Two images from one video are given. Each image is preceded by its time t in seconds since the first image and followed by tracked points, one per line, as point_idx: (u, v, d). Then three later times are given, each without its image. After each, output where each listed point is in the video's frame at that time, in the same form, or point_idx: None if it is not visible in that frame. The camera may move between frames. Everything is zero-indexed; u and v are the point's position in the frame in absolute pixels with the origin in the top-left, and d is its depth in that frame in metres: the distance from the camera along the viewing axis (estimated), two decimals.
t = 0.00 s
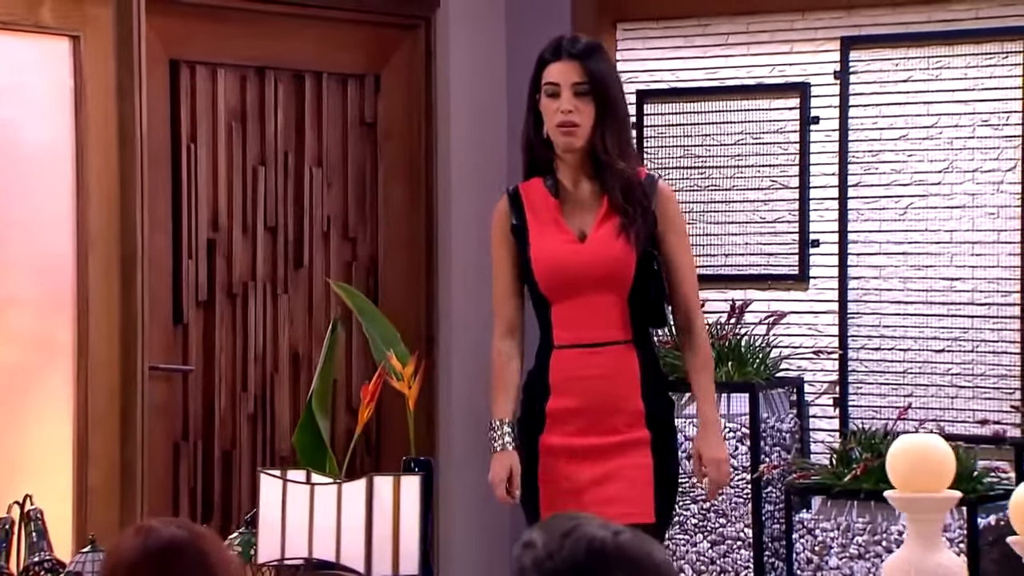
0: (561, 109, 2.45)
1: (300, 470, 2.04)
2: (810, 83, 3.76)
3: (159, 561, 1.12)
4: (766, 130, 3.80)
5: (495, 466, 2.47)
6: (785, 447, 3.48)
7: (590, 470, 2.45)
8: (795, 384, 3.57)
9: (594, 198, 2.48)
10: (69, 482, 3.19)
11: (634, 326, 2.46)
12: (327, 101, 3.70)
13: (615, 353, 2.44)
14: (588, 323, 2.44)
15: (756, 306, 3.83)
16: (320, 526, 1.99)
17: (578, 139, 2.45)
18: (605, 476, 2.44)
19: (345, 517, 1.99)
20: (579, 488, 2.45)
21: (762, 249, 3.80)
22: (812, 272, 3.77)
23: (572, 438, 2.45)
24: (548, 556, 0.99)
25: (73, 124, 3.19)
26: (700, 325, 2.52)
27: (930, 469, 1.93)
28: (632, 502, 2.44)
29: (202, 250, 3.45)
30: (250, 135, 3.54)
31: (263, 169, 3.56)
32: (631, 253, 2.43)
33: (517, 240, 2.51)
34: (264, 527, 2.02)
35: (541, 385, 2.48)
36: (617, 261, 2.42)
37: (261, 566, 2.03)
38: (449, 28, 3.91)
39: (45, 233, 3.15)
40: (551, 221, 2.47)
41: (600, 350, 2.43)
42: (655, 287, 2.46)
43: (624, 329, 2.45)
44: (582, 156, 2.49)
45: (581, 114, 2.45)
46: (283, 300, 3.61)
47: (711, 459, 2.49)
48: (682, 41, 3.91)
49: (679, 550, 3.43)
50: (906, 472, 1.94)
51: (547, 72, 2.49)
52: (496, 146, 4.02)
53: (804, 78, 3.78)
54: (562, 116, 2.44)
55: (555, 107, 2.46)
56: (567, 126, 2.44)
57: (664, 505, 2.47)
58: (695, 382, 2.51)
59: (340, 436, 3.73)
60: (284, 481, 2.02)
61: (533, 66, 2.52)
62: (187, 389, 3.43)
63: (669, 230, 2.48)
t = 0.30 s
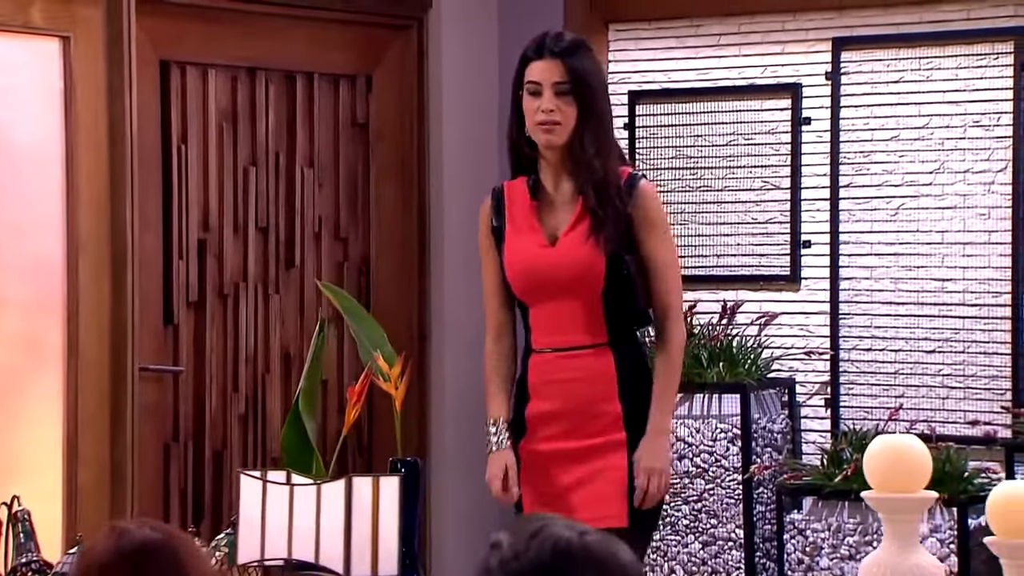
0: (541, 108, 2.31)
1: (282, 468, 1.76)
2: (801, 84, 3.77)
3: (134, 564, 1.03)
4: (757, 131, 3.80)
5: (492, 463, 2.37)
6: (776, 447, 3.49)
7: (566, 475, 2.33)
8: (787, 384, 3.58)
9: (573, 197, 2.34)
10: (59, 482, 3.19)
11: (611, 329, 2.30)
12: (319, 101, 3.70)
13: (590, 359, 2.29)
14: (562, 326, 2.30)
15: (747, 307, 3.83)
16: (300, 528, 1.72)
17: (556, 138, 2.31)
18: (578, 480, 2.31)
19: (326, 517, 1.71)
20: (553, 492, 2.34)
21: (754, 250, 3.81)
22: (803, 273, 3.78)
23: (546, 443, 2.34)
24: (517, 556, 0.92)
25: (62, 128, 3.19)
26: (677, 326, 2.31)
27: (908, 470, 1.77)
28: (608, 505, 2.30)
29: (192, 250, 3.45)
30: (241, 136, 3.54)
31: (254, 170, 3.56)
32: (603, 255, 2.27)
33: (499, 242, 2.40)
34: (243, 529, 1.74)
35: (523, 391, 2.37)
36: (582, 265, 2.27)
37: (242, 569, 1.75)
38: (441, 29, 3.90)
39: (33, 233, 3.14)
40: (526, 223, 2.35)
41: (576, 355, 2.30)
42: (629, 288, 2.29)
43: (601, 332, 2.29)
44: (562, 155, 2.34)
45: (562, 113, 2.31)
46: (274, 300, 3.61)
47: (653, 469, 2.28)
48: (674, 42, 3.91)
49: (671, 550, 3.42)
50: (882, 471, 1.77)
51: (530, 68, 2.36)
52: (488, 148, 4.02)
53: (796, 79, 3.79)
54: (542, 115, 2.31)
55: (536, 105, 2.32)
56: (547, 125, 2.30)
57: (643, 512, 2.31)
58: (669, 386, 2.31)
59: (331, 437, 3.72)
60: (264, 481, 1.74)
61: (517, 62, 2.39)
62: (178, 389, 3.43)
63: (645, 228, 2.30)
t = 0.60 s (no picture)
0: (536, 104, 2.27)
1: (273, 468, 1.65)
2: (800, 85, 3.77)
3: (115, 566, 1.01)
4: (756, 132, 3.80)
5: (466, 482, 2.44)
6: (775, 448, 3.48)
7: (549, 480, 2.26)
8: (787, 386, 3.57)
9: (566, 196, 2.28)
10: (57, 481, 3.20)
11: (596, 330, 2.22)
12: (318, 103, 3.70)
13: (574, 359, 2.23)
14: (546, 325, 2.25)
15: (747, 308, 3.83)
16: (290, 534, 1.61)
17: (553, 135, 2.27)
18: (559, 484, 2.25)
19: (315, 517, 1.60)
20: (538, 498, 2.28)
21: (753, 250, 3.81)
22: (802, 274, 3.78)
23: (529, 447, 2.28)
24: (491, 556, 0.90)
25: (59, 129, 3.19)
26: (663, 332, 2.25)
27: (893, 471, 1.84)
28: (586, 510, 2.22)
29: (191, 251, 3.45)
30: (240, 137, 3.54)
31: (253, 171, 3.56)
32: (586, 252, 2.22)
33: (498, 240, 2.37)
34: (230, 530, 1.64)
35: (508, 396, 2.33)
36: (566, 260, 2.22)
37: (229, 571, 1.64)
38: (441, 29, 3.91)
39: (30, 234, 3.15)
40: (519, 219, 2.31)
41: (556, 353, 2.24)
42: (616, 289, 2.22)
43: (585, 332, 2.23)
44: (561, 153, 2.30)
45: (557, 110, 2.27)
46: (274, 301, 3.61)
47: (655, 479, 2.20)
48: (674, 43, 3.91)
49: (670, 551, 3.40)
50: (868, 473, 1.84)
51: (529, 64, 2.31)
52: (489, 148, 4.03)
53: (794, 80, 3.79)
54: (537, 111, 2.27)
55: (532, 101, 2.28)
56: (542, 122, 2.26)
57: (622, 521, 2.23)
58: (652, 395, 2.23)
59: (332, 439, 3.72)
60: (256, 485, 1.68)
61: (518, 59, 2.35)
62: (177, 390, 3.43)
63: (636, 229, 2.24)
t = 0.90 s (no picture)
0: (535, 105, 2.18)
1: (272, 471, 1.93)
2: (810, 85, 3.76)
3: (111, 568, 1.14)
4: (766, 133, 3.81)
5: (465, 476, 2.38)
6: (785, 450, 3.47)
7: (543, 481, 2.19)
8: (795, 386, 3.58)
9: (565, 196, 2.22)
10: (68, 482, 3.21)
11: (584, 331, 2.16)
12: (329, 104, 3.70)
13: (562, 358, 2.17)
14: (538, 324, 2.20)
15: (756, 309, 3.84)
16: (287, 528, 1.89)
17: (553, 136, 2.18)
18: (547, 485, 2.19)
19: (312, 515, 1.89)
20: (528, 499, 2.21)
21: (763, 251, 3.81)
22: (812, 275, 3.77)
23: (528, 445, 2.22)
24: (475, 556, 0.98)
25: (69, 130, 3.20)
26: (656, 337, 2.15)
27: (892, 471, 1.89)
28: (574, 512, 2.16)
29: (201, 252, 3.46)
30: (250, 138, 3.54)
31: (263, 172, 3.57)
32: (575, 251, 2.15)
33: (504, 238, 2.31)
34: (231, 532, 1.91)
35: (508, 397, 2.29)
36: (557, 257, 2.16)
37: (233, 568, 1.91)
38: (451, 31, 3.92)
39: (41, 237, 3.16)
40: (520, 216, 2.26)
41: (543, 354, 2.18)
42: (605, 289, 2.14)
43: (573, 332, 2.16)
44: (564, 152, 2.22)
45: (557, 111, 2.17)
46: (283, 301, 3.61)
47: (632, 480, 2.12)
48: (684, 44, 3.91)
49: (679, 552, 3.37)
50: (867, 473, 1.88)
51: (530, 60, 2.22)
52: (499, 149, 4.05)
53: (804, 80, 3.78)
54: (536, 113, 2.18)
55: (532, 102, 2.19)
56: (542, 124, 2.17)
57: (606, 525, 2.15)
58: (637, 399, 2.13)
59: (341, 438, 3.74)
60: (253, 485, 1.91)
61: (523, 56, 2.25)
62: (186, 390, 3.44)
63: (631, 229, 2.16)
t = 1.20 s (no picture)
0: (524, 105, 2.22)
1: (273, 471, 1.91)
2: (822, 85, 3.77)
3: (109, 565, 1.14)
4: (777, 133, 3.81)
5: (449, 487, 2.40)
6: (795, 449, 3.47)
7: (525, 486, 2.22)
8: (806, 386, 3.58)
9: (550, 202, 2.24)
10: (79, 482, 3.22)
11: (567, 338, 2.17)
12: (340, 105, 3.70)
13: (543, 366, 2.19)
14: (523, 331, 2.22)
15: (768, 309, 3.83)
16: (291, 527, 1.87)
17: (540, 138, 2.22)
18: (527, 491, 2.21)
19: (314, 517, 1.86)
20: (505, 504, 2.24)
21: (774, 251, 3.81)
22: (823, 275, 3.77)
23: (511, 451, 2.24)
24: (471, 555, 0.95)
25: (80, 130, 3.22)
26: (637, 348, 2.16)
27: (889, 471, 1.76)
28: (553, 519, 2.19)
29: (212, 253, 3.47)
30: (261, 139, 3.55)
31: (274, 173, 3.57)
32: (557, 258, 2.17)
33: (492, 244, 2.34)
34: (234, 531, 1.88)
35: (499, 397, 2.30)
36: (538, 267, 2.18)
37: (233, 568, 1.88)
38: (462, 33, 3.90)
39: (51, 237, 3.17)
40: (507, 224, 2.28)
41: (527, 360, 2.21)
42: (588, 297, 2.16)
43: (557, 340, 2.18)
44: (550, 156, 2.25)
45: (545, 111, 2.21)
46: (295, 302, 3.61)
47: (591, 491, 2.15)
48: (695, 44, 3.90)
49: (689, 552, 3.33)
50: (864, 474, 1.76)
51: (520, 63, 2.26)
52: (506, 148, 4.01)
53: (816, 81, 3.78)
54: (525, 113, 2.21)
55: (520, 103, 2.23)
56: (530, 125, 2.21)
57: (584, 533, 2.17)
58: (610, 411, 2.14)
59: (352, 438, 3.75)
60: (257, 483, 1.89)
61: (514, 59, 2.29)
62: (198, 390, 3.45)
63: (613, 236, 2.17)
